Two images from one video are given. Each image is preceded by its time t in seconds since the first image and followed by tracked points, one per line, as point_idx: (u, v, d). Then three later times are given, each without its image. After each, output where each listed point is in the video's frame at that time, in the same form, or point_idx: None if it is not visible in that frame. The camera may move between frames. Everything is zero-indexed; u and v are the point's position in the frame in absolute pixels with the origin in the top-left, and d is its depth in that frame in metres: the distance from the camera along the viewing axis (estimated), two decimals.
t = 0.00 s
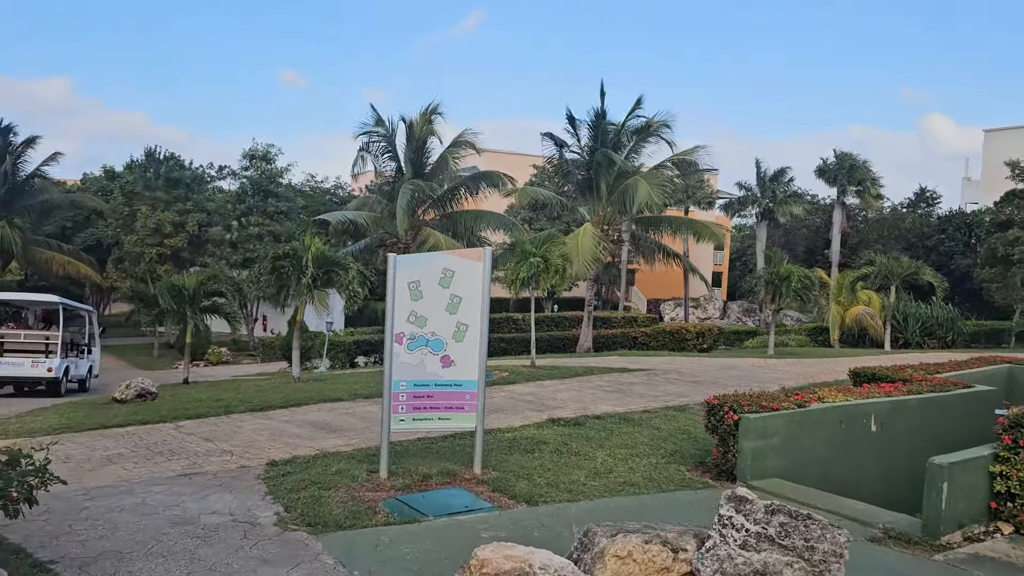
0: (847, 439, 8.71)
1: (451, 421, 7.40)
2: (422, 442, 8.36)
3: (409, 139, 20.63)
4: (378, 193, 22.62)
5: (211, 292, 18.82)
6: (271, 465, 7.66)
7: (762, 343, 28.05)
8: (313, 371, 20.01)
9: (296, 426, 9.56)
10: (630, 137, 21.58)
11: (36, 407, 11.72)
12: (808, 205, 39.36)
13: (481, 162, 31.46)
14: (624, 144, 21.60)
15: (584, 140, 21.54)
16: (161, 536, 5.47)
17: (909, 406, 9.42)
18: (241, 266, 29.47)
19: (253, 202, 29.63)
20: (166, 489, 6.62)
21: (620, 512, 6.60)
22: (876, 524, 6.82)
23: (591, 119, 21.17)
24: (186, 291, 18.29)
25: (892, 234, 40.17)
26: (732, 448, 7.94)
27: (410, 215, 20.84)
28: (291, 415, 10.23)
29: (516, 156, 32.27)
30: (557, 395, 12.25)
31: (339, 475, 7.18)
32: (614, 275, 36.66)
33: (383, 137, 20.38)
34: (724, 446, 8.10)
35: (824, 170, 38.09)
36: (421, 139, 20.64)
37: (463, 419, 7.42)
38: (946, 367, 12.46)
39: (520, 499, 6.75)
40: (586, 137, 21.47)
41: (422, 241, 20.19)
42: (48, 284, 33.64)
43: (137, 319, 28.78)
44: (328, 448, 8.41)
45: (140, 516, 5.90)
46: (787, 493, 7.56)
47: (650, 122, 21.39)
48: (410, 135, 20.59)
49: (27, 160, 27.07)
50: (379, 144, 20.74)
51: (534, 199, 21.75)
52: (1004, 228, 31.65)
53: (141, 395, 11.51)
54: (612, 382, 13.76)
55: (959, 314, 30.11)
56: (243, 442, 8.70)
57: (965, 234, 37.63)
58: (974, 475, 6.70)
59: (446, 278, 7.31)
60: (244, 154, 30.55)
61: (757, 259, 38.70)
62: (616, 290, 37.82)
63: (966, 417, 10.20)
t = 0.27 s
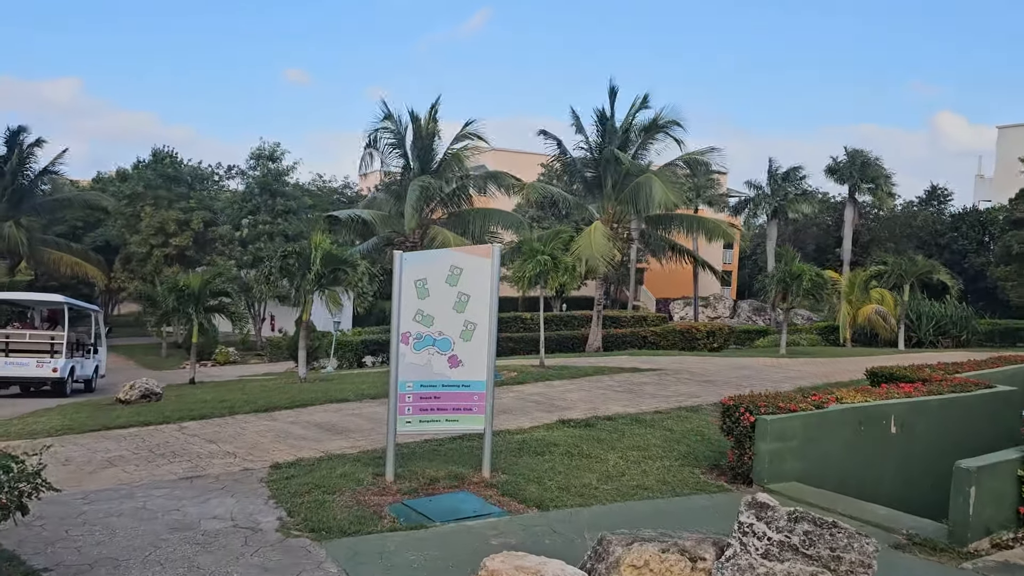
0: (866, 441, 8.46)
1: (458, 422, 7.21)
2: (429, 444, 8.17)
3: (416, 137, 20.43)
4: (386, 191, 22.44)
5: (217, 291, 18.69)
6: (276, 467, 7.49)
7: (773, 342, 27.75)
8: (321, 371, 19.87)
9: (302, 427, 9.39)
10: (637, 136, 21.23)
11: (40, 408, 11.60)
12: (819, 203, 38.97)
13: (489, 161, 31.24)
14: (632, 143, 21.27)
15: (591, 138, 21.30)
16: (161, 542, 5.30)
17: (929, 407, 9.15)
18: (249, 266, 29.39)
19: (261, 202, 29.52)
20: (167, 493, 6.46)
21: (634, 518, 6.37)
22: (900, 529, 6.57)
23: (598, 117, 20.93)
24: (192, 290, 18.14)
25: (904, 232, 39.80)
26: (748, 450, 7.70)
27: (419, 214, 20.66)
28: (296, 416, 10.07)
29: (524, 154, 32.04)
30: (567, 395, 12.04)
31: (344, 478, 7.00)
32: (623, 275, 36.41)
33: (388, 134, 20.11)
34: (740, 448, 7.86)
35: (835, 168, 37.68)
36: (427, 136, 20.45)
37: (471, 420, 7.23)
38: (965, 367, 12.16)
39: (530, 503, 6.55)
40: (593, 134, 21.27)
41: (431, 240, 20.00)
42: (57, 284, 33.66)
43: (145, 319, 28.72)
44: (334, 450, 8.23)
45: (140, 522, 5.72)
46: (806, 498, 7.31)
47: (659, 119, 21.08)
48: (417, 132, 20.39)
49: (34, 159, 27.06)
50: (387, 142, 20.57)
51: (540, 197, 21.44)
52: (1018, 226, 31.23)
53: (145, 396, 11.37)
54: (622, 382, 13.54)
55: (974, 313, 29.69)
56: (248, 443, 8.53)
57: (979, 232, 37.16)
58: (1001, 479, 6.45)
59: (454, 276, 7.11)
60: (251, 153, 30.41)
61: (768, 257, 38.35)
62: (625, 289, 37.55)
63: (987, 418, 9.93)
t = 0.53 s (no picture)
0: (879, 440, 8.25)
1: (463, 422, 7.02)
2: (433, 444, 8.00)
3: (416, 131, 20.18)
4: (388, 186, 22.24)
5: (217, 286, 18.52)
6: (276, 468, 7.31)
7: (778, 336, 27.55)
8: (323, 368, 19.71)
9: (303, 426, 9.22)
10: (639, 129, 20.91)
11: (38, 406, 11.44)
12: (824, 197, 38.68)
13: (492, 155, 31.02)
14: (633, 136, 20.97)
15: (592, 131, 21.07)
16: (156, 547, 5.13)
17: (943, 405, 8.94)
18: (250, 261, 29.22)
19: (262, 197, 29.32)
20: (163, 495, 6.29)
21: (643, 520, 6.19)
22: (918, 532, 6.38)
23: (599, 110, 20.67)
24: (191, 286, 17.96)
25: (909, 226, 39.50)
26: (759, 449, 7.49)
27: (421, 209, 20.48)
28: (297, 414, 9.89)
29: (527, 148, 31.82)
30: (572, 392, 11.86)
31: (346, 479, 6.82)
32: (627, 269, 36.21)
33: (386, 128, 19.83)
34: (751, 448, 7.65)
35: (840, 162, 37.37)
36: (428, 130, 20.23)
37: (476, 420, 7.04)
38: (977, 363, 11.95)
39: (537, 505, 6.37)
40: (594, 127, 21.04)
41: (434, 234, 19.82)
42: (57, 280, 33.54)
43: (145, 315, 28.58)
44: (336, 449, 8.06)
45: (135, 526, 5.55)
46: (819, 498, 7.12)
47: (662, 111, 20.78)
48: (419, 125, 20.18)
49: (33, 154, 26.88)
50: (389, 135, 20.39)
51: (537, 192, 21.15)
52: None
53: (144, 393, 11.22)
54: (628, 378, 13.35)
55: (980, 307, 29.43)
56: (248, 443, 8.37)
57: (985, 225, 36.83)
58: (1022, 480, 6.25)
59: (457, 271, 6.93)
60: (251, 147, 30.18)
61: (772, 252, 38.10)
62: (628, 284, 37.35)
63: (1002, 415, 9.72)
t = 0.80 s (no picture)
0: (897, 435, 8.03)
1: (471, 417, 6.84)
2: (439, 440, 7.82)
3: (421, 124, 19.98)
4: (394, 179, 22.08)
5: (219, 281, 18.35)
6: (279, 465, 7.14)
7: (784, 331, 27.32)
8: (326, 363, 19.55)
9: (306, 422, 9.05)
10: (644, 122, 20.57)
11: (37, 402, 11.30)
12: (830, 190, 38.36)
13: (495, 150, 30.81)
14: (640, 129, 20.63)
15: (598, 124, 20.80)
16: (155, 547, 4.96)
17: (961, 399, 8.72)
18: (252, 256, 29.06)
19: (263, 192, 29.12)
20: (163, 493, 6.13)
21: (657, 518, 6.00)
22: (941, 530, 6.19)
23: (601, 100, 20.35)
24: (192, 281, 17.80)
25: (916, 220, 39.17)
26: (774, 446, 7.28)
27: (425, 202, 20.33)
28: (301, 410, 9.73)
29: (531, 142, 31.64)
30: (579, 387, 11.68)
31: (351, 476, 6.64)
32: (631, 264, 36.00)
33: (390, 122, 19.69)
34: (765, 444, 7.43)
35: (846, 155, 37.07)
36: (431, 123, 20.04)
37: (484, 415, 6.86)
38: (992, 357, 11.71)
39: (547, 504, 6.18)
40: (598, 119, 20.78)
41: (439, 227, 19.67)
42: (60, 276, 33.43)
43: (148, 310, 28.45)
44: (340, 446, 7.89)
45: (134, 526, 5.38)
46: (837, 496, 6.91)
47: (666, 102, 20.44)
48: (424, 118, 20.00)
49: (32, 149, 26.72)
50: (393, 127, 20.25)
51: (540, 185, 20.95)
52: None
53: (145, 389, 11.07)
54: (636, 373, 13.17)
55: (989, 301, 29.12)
56: (251, 439, 8.21)
57: (992, 219, 36.46)
58: None
59: (464, 263, 6.73)
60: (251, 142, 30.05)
61: (778, 246, 37.84)
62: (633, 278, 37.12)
63: (1020, 410, 9.49)
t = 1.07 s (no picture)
0: (922, 435, 7.77)
1: (484, 416, 6.67)
2: (451, 439, 7.66)
3: (435, 117, 19.93)
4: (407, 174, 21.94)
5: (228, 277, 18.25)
6: (289, 465, 7.00)
7: (797, 327, 27.02)
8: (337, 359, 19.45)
9: (316, 420, 8.92)
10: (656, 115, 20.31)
11: (46, 399, 11.24)
12: (843, 185, 37.94)
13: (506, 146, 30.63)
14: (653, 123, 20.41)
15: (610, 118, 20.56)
16: (161, 551, 4.83)
17: (986, 398, 8.47)
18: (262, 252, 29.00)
19: (271, 188, 29.03)
20: (169, 495, 6.00)
21: (677, 520, 5.81)
22: (970, 533, 5.97)
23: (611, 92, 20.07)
24: (202, 277, 17.70)
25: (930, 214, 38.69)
26: (796, 445, 7.04)
27: (436, 197, 20.19)
28: (310, 407, 9.60)
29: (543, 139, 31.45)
30: (593, 384, 11.51)
31: (362, 477, 6.49)
32: (642, 259, 35.76)
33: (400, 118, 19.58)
34: (786, 444, 7.20)
35: (859, 149, 36.63)
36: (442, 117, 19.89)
37: (497, 414, 6.69)
38: (1015, 353, 11.43)
39: (563, 505, 6.01)
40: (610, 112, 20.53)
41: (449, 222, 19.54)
42: (70, 271, 33.51)
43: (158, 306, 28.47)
44: (351, 445, 7.75)
45: (139, 528, 5.25)
46: (862, 497, 6.68)
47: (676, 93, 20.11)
48: (437, 112, 19.94)
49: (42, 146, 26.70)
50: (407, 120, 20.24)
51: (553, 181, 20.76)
52: None
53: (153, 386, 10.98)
54: (650, 370, 12.98)
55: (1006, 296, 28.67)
56: (261, 438, 8.09)
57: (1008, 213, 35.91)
58: None
59: (477, 258, 6.55)
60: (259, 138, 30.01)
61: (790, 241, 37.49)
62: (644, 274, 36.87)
63: None
